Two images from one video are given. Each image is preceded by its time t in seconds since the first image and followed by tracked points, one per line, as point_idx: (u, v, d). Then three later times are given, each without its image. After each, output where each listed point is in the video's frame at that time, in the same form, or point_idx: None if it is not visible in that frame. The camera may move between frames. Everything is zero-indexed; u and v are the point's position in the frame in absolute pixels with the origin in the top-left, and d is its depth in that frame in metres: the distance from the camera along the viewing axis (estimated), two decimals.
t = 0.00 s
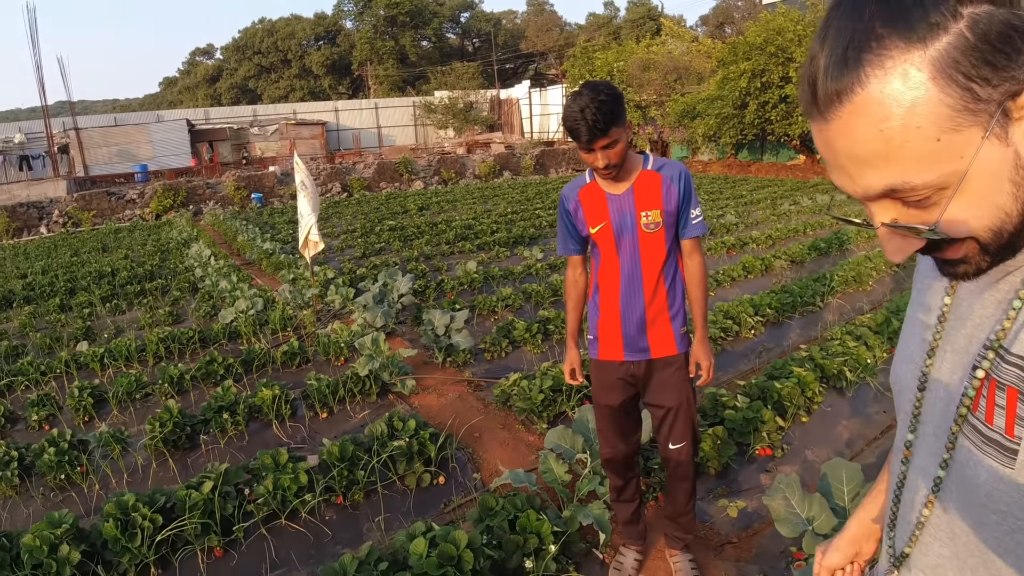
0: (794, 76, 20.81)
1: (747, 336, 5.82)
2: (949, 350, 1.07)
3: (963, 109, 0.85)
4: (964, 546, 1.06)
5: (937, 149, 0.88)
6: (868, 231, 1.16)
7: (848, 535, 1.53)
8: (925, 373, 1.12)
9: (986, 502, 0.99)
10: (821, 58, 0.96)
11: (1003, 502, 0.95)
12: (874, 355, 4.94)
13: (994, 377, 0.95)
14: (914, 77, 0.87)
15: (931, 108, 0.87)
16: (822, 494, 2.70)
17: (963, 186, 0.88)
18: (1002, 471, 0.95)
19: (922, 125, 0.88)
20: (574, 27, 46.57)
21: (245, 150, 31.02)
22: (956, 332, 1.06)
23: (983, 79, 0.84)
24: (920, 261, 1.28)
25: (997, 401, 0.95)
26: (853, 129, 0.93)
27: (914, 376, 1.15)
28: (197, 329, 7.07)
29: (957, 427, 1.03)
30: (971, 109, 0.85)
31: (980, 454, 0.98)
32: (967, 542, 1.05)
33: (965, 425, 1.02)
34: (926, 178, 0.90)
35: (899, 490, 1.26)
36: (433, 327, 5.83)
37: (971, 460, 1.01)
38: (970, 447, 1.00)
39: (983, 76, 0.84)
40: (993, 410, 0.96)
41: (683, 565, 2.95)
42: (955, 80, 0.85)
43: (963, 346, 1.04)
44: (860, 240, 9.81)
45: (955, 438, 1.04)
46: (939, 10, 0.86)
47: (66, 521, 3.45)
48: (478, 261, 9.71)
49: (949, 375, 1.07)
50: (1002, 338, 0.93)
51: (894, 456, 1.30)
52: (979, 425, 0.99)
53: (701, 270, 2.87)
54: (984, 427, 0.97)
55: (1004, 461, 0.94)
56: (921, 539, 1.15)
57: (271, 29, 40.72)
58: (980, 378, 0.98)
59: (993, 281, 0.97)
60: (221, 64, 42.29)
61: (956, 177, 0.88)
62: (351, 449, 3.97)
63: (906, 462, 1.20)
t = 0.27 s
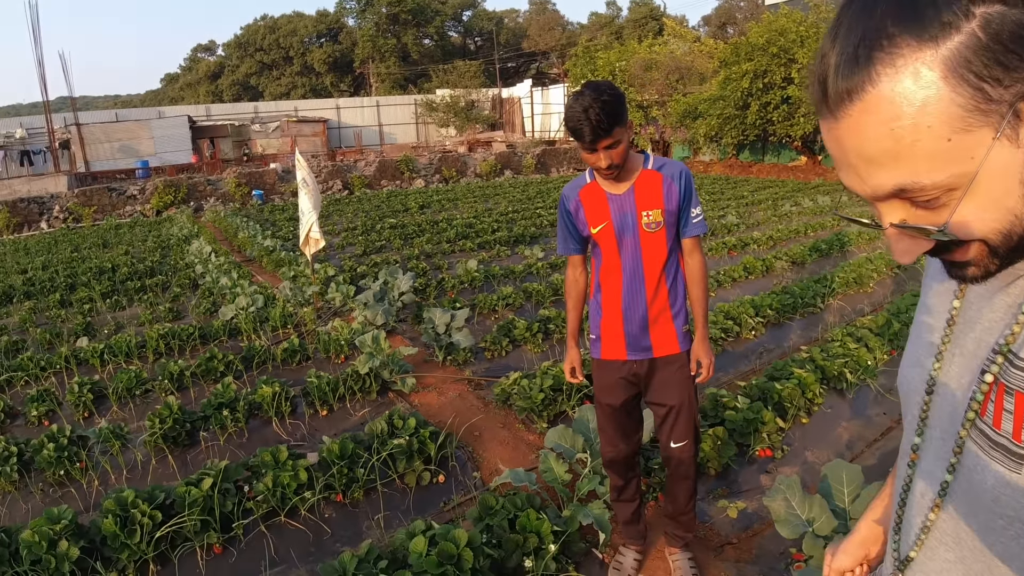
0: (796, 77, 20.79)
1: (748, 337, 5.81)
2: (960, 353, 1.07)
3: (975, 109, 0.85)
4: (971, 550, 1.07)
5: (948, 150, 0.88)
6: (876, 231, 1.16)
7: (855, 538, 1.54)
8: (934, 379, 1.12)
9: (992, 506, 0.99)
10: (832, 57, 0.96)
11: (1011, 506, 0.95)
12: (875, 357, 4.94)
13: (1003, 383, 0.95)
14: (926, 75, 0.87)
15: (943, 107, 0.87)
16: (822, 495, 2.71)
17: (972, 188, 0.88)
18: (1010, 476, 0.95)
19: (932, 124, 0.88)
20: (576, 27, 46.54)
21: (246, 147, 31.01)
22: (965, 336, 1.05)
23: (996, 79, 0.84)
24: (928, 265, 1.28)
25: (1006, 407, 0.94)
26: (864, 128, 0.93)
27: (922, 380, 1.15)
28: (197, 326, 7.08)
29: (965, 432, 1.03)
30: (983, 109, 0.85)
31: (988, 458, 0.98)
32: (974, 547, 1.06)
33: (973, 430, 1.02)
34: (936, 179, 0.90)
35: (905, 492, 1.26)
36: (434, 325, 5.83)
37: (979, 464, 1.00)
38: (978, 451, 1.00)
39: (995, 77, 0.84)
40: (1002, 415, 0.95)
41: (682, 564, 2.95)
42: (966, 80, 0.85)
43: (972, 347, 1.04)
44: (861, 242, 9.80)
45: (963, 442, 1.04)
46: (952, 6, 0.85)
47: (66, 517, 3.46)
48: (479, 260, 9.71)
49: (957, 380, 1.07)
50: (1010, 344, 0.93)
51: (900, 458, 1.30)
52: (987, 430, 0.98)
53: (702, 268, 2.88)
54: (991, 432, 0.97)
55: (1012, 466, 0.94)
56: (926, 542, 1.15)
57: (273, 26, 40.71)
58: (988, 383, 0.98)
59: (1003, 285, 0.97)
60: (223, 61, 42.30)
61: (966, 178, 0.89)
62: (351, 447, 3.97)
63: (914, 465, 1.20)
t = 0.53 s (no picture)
0: (792, 78, 20.85)
1: (743, 338, 5.83)
2: (961, 357, 1.08)
3: (978, 112, 0.86)
4: (969, 553, 1.08)
5: (951, 153, 0.89)
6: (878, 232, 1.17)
7: (856, 540, 1.55)
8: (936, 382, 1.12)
9: (993, 510, 0.99)
10: (838, 57, 0.97)
11: (1011, 510, 0.96)
12: (870, 358, 4.96)
13: (1004, 387, 0.95)
14: (929, 78, 0.88)
15: (946, 110, 0.88)
16: (818, 496, 2.72)
17: (973, 191, 0.89)
18: (1010, 480, 0.95)
19: (935, 127, 0.89)
20: (573, 27, 46.56)
21: (242, 145, 30.88)
22: (967, 339, 1.06)
23: (998, 81, 0.85)
24: (928, 269, 1.29)
25: (1007, 411, 0.95)
26: (868, 130, 0.94)
27: (923, 383, 1.16)
28: (192, 324, 7.05)
29: (966, 435, 1.03)
30: (987, 112, 0.86)
31: (987, 462, 0.99)
32: (973, 550, 1.07)
33: (974, 433, 1.02)
34: (938, 181, 0.91)
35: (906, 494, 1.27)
36: (430, 324, 5.82)
37: (979, 467, 1.01)
38: (979, 454, 1.01)
39: (999, 79, 0.85)
40: (1003, 418, 0.96)
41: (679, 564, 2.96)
42: (970, 82, 0.86)
43: (973, 348, 1.04)
44: (856, 243, 9.84)
45: (964, 445, 1.04)
46: (956, 9, 0.86)
47: (60, 516, 3.44)
48: (475, 259, 9.70)
49: (958, 383, 1.08)
50: (1012, 348, 0.93)
51: (901, 460, 1.30)
52: (987, 434, 0.99)
53: (699, 267, 2.90)
54: (992, 436, 0.98)
55: (1012, 470, 0.94)
56: (925, 545, 1.16)
57: (270, 24, 40.57)
58: (991, 386, 0.98)
59: (1006, 290, 0.97)
60: (219, 58, 42.12)
61: (968, 180, 0.89)
62: (346, 446, 3.97)
63: (916, 468, 1.20)
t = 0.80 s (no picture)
0: (785, 78, 20.93)
1: (737, 337, 5.85)
2: (964, 359, 1.08)
3: (979, 113, 0.86)
4: (968, 558, 1.08)
5: (946, 157, 0.90)
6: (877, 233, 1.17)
7: (855, 542, 1.56)
8: (938, 386, 1.13)
9: (993, 516, 0.99)
10: (839, 57, 0.97)
11: (1013, 516, 0.95)
12: (863, 358, 4.98)
13: (1006, 392, 0.95)
14: (930, 77, 0.88)
15: (946, 110, 0.88)
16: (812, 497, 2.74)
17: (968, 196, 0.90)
18: (1011, 485, 0.95)
19: (935, 127, 0.89)
20: (567, 26, 46.56)
21: (234, 143, 30.70)
22: (969, 344, 1.06)
23: (997, 85, 0.85)
24: (929, 272, 1.29)
25: (1007, 416, 0.95)
26: (867, 129, 0.94)
27: (925, 387, 1.16)
28: (184, 323, 7.00)
29: (968, 440, 1.03)
30: (986, 114, 0.86)
31: (987, 465, 1.00)
32: (972, 557, 1.07)
33: (976, 438, 1.02)
34: (937, 181, 0.91)
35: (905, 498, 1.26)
36: (424, 324, 5.81)
37: (979, 472, 1.01)
38: (979, 460, 1.01)
39: (1000, 81, 0.85)
40: (1005, 424, 0.96)
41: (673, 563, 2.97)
42: (970, 83, 0.86)
43: (974, 349, 1.05)
44: (848, 243, 9.89)
45: (965, 450, 1.05)
46: (960, 9, 0.86)
47: (51, 517, 3.41)
48: (468, 258, 9.68)
49: (960, 386, 1.08)
50: (1015, 351, 0.93)
51: (900, 464, 1.31)
52: (989, 438, 0.99)
53: (695, 267, 2.92)
54: (994, 441, 0.98)
55: (1012, 475, 0.95)
56: (925, 550, 1.16)
57: (263, 22, 40.36)
58: (991, 392, 0.98)
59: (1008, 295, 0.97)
60: (211, 56, 41.88)
61: (967, 182, 0.90)
62: (340, 447, 3.95)
63: (916, 472, 1.20)
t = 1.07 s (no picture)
0: (772, 78, 21.10)
1: (726, 336, 5.89)
2: (966, 362, 1.09)
3: (979, 116, 0.88)
4: (968, 563, 1.09)
5: (948, 161, 0.91)
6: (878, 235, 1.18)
7: (853, 542, 1.57)
8: (940, 387, 1.14)
9: (995, 520, 1.00)
10: (843, 55, 0.98)
11: (1014, 520, 0.97)
12: (851, 357, 5.02)
13: (1008, 397, 0.96)
14: (932, 78, 0.90)
15: (945, 111, 0.89)
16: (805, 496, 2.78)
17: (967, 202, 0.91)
18: (1011, 490, 0.97)
19: (934, 127, 0.90)
20: (555, 25, 46.57)
21: (220, 141, 30.41)
22: (972, 347, 1.08)
23: (1000, 86, 0.86)
24: (932, 274, 1.31)
25: (1011, 419, 0.96)
26: (868, 127, 0.95)
27: (927, 389, 1.18)
28: (171, 323, 6.92)
29: (971, 445, 1.04)
30: (987, 116, 0.87)
31: (989, 471, 1.01)
32: (972, 562, 1.07)
33: (977, 443, 1.04)
34: (935, 183, 0.92)
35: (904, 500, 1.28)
36: (413, 324, 5.78)
37: (981, 477, 1.02)
38: (982, 464, 1.02)
39: (1001, 84, 0.86)
40: (1009, 429, 0.97)
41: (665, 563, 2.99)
42: (971, 85, 0.88)
43: (976, 349, 1.06)
44: (834, 243, 9.98)
45: (967, 455, 1.06)
46: (962, 11, 0.87)
47: (39, 521, 3.36)
48: (457, 257, 9.66)
49: (962, 388, 1.10)
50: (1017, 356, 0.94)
51: (901, 467, 1.31)
52: (993, 443, 1.00)
53: (695, 268, 2.91)
54: (997, 446, 0.99)
55: (1012, 480, 0.96)
56: (925, 554, 1.18)
57: (249, 19, 40.01)
58: (996, 394, 0.99)
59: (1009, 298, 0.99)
60: (196, 52, 41.44)
61: (964, 184, 0.91)
62: (331, 447, 3.93)
63: (916, 476, 1.21)
